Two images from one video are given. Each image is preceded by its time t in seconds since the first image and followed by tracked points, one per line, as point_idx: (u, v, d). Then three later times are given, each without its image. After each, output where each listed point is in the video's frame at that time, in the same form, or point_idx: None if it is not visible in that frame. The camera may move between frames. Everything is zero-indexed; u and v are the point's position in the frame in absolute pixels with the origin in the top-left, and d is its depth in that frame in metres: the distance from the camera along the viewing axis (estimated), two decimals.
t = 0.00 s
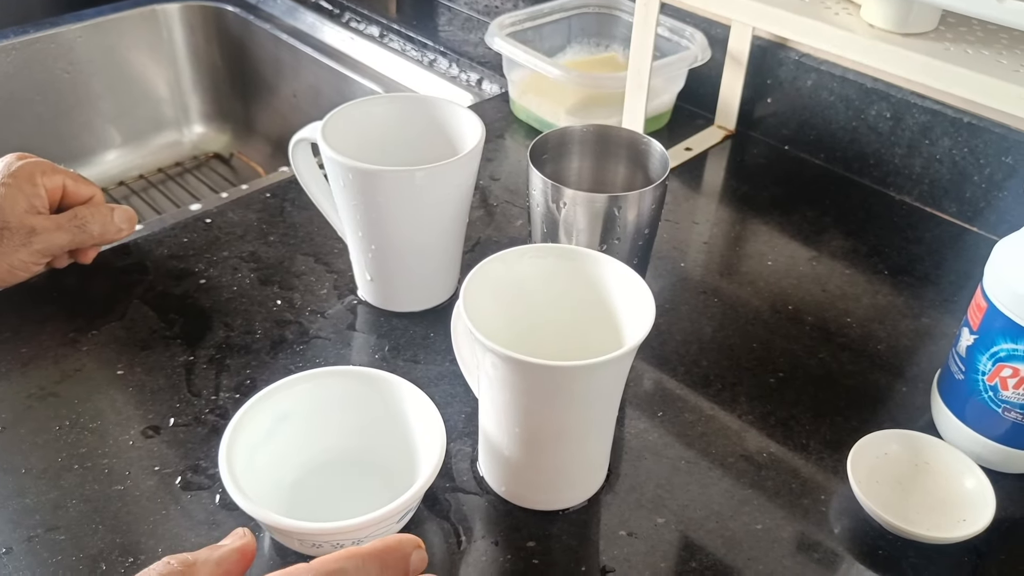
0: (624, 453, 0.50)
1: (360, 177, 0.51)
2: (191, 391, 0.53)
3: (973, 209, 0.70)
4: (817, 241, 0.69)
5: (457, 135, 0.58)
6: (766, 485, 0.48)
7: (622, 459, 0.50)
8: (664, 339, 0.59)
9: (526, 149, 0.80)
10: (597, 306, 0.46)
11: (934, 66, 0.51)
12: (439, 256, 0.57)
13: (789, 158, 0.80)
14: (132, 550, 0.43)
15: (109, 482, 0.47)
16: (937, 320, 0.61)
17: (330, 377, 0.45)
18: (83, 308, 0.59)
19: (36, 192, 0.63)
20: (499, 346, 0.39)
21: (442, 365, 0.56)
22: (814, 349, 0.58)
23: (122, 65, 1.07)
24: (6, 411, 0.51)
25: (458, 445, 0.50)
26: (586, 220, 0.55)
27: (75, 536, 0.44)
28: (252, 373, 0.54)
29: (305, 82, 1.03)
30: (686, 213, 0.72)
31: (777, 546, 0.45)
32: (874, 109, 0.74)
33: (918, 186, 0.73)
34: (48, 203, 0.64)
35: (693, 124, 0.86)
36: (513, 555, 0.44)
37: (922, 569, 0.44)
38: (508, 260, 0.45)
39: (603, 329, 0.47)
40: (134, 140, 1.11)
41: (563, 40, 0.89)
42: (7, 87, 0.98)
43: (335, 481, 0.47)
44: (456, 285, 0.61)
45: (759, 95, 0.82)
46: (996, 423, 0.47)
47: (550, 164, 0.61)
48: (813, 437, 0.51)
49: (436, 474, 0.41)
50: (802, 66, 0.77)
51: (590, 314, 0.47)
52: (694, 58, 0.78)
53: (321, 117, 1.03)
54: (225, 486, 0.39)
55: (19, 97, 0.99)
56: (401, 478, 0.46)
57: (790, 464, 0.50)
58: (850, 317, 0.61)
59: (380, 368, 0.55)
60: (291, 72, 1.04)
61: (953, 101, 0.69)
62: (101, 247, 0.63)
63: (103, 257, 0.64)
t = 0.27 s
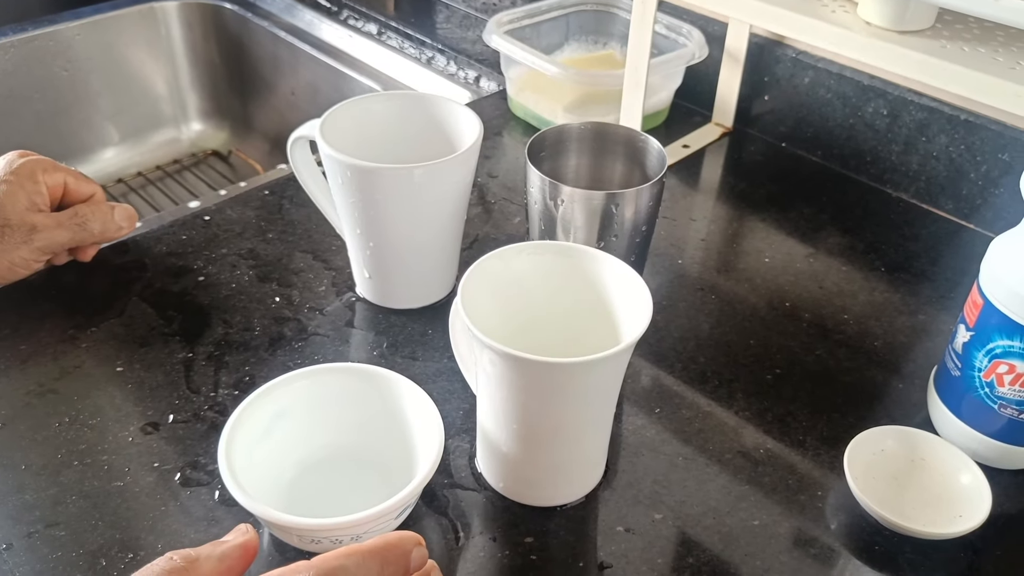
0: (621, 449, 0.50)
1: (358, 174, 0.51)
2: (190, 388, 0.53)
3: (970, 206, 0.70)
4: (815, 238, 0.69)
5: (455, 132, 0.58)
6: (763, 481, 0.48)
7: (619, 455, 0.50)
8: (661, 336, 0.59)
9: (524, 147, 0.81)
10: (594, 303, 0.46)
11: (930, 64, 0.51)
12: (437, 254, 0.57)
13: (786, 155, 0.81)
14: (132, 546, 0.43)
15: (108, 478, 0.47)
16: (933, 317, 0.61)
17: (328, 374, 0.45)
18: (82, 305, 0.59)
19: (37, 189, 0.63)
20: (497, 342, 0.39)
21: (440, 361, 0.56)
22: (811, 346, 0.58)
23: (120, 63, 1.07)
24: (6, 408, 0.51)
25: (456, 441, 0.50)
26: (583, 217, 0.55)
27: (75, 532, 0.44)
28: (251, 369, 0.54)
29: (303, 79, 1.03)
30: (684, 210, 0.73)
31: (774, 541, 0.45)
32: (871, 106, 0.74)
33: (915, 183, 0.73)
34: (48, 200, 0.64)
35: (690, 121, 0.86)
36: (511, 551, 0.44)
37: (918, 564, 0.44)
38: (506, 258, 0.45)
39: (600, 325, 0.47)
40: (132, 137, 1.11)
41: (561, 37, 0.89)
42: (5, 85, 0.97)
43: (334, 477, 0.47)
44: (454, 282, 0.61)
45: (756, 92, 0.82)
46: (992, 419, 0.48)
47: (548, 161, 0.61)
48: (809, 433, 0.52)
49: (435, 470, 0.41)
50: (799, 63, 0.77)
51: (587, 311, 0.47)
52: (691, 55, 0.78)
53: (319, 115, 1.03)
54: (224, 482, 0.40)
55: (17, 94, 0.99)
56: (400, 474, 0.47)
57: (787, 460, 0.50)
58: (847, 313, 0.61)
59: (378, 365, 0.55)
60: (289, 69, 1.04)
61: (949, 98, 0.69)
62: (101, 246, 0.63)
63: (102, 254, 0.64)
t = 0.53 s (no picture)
0: (624, 447, 0.50)
1: (361, 173, 0.51)
2: (193, 386, 0.53)
3: (973, 204, 0.70)
4: (817, 237, 0.69)
5: (457, 131, 0.58)
6: (765, 480, 0.49)
7: (622, 453, 0.50)
8: (664, 334, 0.59)
9: (526, 146, 0.81)
10: (597, 302, 0.47)
11: (933, 62, 0.51)
12: (439, 253, 0.57)
13: (789, 153, 0.81)
14: (136, 544, 0.43)
15: (112, 476, 0.47)
16: (936, 315, 0.61)
17: (331, 373, 0.45)
18: (85, 304, 0.59)
19: (41, 188, 0.63)
20: (500, 341, 0.39)
21: (443, 360, 0.56)
22: (814, 344, 0.58)
23: (123, 62, 1.07)
24: (10, 407, 0.51)
25: (459, 439, 0.50)
26: (586, 215, 0.56)
27: (79, 530, 0.44)
28: (255, 368, 0.54)
29: (305, 78, 1.03)
30: (686, 209, 0.73)
31: (776, 540, 0.45)
32: (873, 104, 0.74)
33: (918, 182, 0.73)
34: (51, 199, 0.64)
35: (693, 120, 0.86)
36: (514, 550, 0.44)
37: (921, 562, 0.44)
38: (508, 257, 0.45)
39: (603, 324, 0.47)
40: (135, 136, 1.11)
41: (563, 36, 0.89)
42: (9, 84, 0.98)
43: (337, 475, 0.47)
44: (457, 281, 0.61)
45: (758, 91, 0.82)
46: (995, 418, 0.48)
47: (551, 160, 0.61)
48: (812, 432, 0.52)
49: (438, 468, 0.41)
50: (802, 61, 0.77)
51: (590, 310, 0.47)
52: (694, 54, 0.78)
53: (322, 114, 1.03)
54: (228, 480, 0.40)
55: (21, 94, 0.99)
56: (403, 472, 0.47)
57: (789, 458, 0.50)
58: (849, 312, 0.61)
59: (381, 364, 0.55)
60: (292, 68, 1.05)
61: (952, 96, 0.69)
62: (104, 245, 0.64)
63: (106, 253, 0.64)
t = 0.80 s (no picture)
0: (627, 447, 0.50)
1: (364, 172, 0.51)
2: (196, 385, 0.53)
3: (977, 204, 0.70)
4: (821, 237, 0.69)
5: (460, 130, 0.58)
6: (769, 480, 0.48)
7: (625, 453, 0.50)
8: (667, 334, 0.59)
9: (529, 145, 0.81)
10: (599, 301, 0.47)
11: (937, 61, 0.51)
12: (442, 253, 0.57)
13: (793, 153, 0.80)
14: (138, 544, 0.43)
15: (115, 475, 0.47)
16: (940, 316, 0.61)
17: (334, 372, 0.45)
18: (89, 303, 0.59)
19: (43, 188, 0.63)
20: (503, 341, 0.39)
21: (446, 360, 0.56)
22: (818, 345, 0.58)
23: (127, 61, 1.07)
24: (14, 406, 0.51)
25: (461, 439, 0.50)
26: (589, 215, 0.55)
27: (81, 529, 0.44)
28: (258, 367, 0.54)
29: (309, 77, 1.03)
30: (690, 208, 0.72)
31: (780, 540, 0.45)
32: (877, 104, 0.73)
33: (922, 181, 0.73)
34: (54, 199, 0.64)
35: (696, 119, 0.86)
36: (516, 550, 0.44)
37: (925, 563, 0.44)
38: (512, 256, 0.45)
39: (606, 324, 0.47)
40: (138, 136, 1.11)
41: (567, 36, 0.89)
42: (13, 83, 0.98)
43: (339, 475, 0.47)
44: (460, 280, 0.61)
45: (762, 90, 0.82)
46: (999, 418, 0.47)
47: (554, 159, 0.61)
48: (816, 432, 0.52)
49: (441, 468, 0.41)
50: (806, 61, 0.77)
51: (593, 309, 0.47)
52: (697, 53, 0.78)
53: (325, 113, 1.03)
54: (230, 479, 0.40)
55: (24, 93, 0.99)
56: (405, 472, 0.47)
57: (793, 459, 0.50)
58: (853, 312, 0.61)
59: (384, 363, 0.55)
60: (295, 68, 1.05)
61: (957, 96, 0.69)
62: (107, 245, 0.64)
63: (109, 252, 0.64)
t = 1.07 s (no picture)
0: (629, 446, 0.50)
1: (366, 170, 0.51)
2: (198, 383, 0.53)
3: (980, 203, 0.70)
4: (824, 235, 0.69)
5: (463, 128, 0.58)
6: (771, 479, 0.48)
7: (627, 452, 0.50)
8: (669, 333, 0.59)
9: (532, 143, 0.80)
10: (601, 299, 0.46)
11: (940, 59, 0.50)
12: (444, 251, 0.57)
13: (795, 151, 0.80)
14: (140, 542, 0.44)
15: (117, 474, 0.47)
16: (943, 314, 0.60)
17: (336, 371, 0.45)
18: (91, 301, 0.59)
19: (43, 185, 0.63)
20: (505, 339, 0.39)
21: (448, 358, 0.56)
22: (820, 343, 0.58)
23: (129, 59, 1.07)
24: (16, 404, 0.51)
25: (464, 438, 0.50)
26: (591, 213, 0.55)
27: (84, 527, 0.44)
28: (260, 366, 0.54)
29: (311, 75, 1.03)
30: (692, 207, 0.72)
31: (782, 538, 0.45)
32: (880, 102, 0.73)
33: (925, 180, 0.73)
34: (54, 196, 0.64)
35: (699, 118, 0.86)
36: (518, 548, 0.44)
37: (927, 562, 0.44)
38: (514, 254, 0.45)
39: (608, 322, 0.47)
40: (140, 134, 1.11)
41: (569, 34, 0.89)
42: (15, 81, 0.98)
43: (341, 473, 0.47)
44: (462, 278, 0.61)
45: (765, 89, 0.82)
46: (1002, 417, 0.47)
47: (557, 157, 0.61)
48: (818, 431, 0.52)
49: (443, 466, 0.41)
50: (809, 59, 0.77)
51: (594, 307, 0.47)
52: (700, 52, 0.78)
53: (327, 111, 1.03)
54: (232, 477, 0.40)
55: (27, 92, 0.99)
56: (407, 470, 0.47)
57: (795, 458, 0.50)
58: (856, 310, 0.61)
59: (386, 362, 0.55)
60: (297, 66, 1.05)
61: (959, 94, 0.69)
62: (108, 242, 0.64)
63: (111, 250, 0.64)
